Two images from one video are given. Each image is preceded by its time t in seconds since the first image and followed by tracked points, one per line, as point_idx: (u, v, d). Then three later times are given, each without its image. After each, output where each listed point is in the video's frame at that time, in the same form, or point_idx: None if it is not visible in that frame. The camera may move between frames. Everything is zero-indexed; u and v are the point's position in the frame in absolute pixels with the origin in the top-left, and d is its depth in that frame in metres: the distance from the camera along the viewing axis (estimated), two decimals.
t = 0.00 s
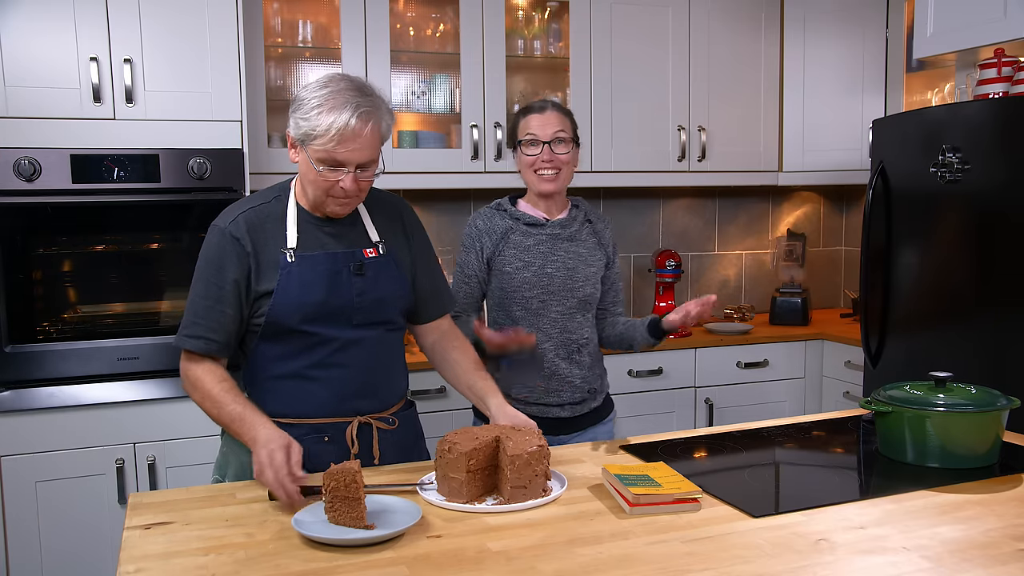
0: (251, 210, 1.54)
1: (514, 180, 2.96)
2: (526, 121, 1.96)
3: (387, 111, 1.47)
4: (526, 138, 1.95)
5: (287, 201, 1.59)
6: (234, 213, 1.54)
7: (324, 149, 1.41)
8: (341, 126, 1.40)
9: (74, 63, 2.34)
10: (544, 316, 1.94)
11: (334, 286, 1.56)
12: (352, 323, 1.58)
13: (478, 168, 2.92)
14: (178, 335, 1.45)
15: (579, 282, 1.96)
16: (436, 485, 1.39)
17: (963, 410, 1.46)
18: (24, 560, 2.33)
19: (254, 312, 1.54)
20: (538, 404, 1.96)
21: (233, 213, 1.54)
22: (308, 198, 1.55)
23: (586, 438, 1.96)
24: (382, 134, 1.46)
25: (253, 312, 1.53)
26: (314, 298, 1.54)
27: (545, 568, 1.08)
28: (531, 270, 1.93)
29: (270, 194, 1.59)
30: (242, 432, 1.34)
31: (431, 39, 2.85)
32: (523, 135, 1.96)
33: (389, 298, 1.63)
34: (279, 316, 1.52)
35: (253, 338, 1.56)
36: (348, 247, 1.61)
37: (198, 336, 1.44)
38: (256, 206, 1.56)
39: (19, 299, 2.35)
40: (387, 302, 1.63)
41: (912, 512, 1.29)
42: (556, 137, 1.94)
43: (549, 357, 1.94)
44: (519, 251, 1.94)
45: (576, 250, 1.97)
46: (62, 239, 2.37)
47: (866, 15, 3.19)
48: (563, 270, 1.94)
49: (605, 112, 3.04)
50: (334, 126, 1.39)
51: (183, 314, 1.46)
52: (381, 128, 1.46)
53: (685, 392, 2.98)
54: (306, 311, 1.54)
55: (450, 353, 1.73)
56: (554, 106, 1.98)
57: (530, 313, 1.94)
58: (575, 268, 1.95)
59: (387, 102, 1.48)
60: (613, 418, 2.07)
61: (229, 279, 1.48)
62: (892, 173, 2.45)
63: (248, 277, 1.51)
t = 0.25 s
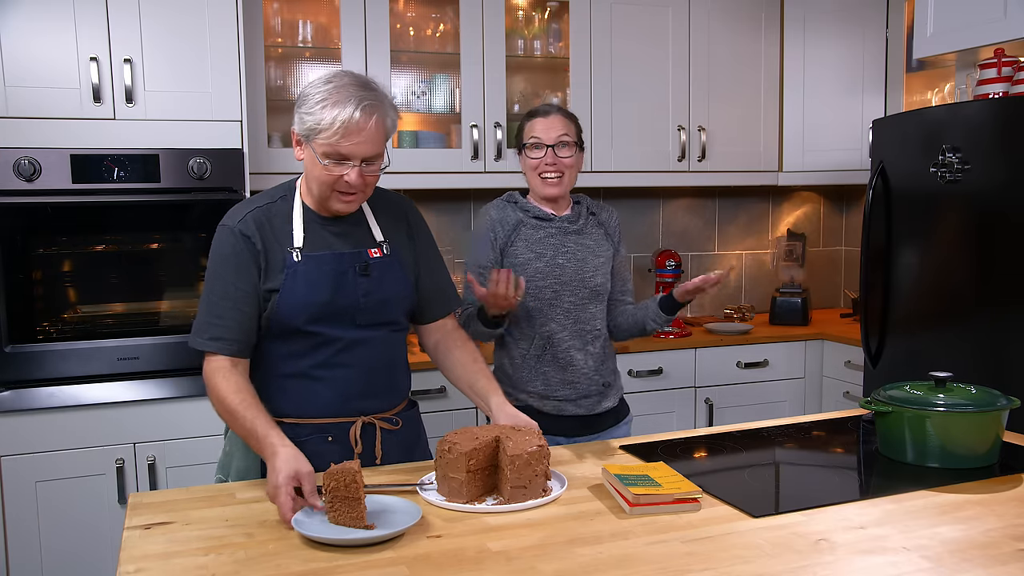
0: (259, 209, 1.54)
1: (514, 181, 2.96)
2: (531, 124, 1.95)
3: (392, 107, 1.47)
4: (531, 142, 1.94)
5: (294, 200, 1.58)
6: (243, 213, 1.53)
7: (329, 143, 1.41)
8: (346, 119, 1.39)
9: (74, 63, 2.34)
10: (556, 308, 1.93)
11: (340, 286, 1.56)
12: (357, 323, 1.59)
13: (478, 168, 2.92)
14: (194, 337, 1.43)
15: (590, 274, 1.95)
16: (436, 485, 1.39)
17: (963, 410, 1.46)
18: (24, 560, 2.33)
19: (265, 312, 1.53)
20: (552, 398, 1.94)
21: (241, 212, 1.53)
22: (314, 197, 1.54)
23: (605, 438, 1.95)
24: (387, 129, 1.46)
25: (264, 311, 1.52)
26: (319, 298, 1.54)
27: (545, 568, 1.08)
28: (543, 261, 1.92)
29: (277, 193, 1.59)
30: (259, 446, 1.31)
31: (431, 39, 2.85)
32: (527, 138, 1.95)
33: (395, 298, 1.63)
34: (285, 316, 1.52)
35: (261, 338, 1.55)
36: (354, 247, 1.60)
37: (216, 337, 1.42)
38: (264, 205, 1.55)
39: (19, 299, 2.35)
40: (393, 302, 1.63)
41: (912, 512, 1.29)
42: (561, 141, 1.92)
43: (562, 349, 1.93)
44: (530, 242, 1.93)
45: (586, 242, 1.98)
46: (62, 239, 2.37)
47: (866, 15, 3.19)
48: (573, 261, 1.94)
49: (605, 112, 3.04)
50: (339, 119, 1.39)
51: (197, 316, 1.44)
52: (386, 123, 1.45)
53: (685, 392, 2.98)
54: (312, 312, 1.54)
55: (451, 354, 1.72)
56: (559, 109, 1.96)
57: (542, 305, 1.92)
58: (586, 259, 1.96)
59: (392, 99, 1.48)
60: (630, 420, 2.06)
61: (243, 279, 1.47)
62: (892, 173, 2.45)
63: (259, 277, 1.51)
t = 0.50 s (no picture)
0: (264, 211, 1.53)
1: (513, 181, 2.96)
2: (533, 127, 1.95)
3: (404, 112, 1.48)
4: (532, 145, 1.94)
5: (299, 200, 1.58)
6: (248, 214, 1.52)
7: (343, 144, 1.41)
8: (362, 120, 1.40)
9: (74, 63, 2.34)
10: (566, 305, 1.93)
11: (348, 286, 1.56)
12: (364, 323, 1.59)
13: (478, 168, 2.92)
14: (197, 339, 1.43)
15: (597, 270, 1.96)
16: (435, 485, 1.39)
17: (963, 410, 1.46)
18: (24, 560, 2.33)
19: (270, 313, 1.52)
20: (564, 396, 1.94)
21: (246, 213, 1.52)
22: (321, 197, 1.53)
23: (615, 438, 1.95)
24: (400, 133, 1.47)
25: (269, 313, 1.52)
26: (327, 299, 1.54)
27: (545, 568, 1.08)
28: (553, 258, 1.92)
29: (282, 194, 1.58)
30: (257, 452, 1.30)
31: (431, 39, 2.85)
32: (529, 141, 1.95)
33: (400, 298, 1.64)
34: (292, 316, 1.52)
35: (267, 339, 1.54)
36: (359, 247, 1.61)
37: (218, 340, 1.42)
38: (269, 206, 1.54)
39: (19, 299, 2.35)
40: (398, 302, 1.63)
41: (912, 512, 1.29)
42: (562, 145, 1.92)
43: (573, 346, 1.93)
44: (539, 239, 1.92)
45: (591, 238, 1.99)
46: (62, 239, 2.37)
47: (866, 15, 3.19)
48: (580, 258, 1.95)
49: (605, 112, 3.04)
50: (355, 121, 1.40)
51: (201, 318, 1.44)
52: (399, 127, 1.46)
53: (685, 392, 2.98)
54: (320, 312, 1.53)
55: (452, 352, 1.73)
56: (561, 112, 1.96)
57: (553, 302, 1.92)
58: (592, 254, 1.97)
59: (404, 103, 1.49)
60: (638, 419, 2.06)
61: (247, 280, 1.46)
62: (892, 173, 2.45)
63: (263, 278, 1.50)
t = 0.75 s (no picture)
0: (268, 212, 1.53)
1: (513, 181, 2.96)
2: (533, 129, 1.95)
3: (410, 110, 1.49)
4: (532, 147, 1.94)
5: (303, 202, 1.58)
6: (251, 215, 1.52)
7: (354, 142, 1.41)
8: (373, 117, 1.40)
9: (74, 63, 2.34)
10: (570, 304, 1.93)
11: (351, 287, 1.56)
12: (366, 324, 1.59)
13: (478, 168, 2.92)
14: (197, 340, 1.43)
15: (600, 269, 1.97)
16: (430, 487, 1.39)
17: (963, 410, 1.46)
18: (24, 560, 2.32)
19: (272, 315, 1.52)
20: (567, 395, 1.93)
21: (250, 214, 1.52)
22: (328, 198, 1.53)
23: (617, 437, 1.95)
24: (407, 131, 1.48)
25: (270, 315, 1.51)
26: (330, 299, 1.54)
27: (545, 568, 1.08)
28: (558, 257, 1.92)
29: (285, 194, 1.58)
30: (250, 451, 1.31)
31: (431, 39, 2.85)
32: (529, 143, 1.95)
33: (403, 298, 1.64)
34: (296, 317, 1.51)
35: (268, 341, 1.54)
36: (362, 247, 1.61)
37: (218, 341, 1.42)
38: (273, 207, 1.54)
39: (19, 299, 2.35)
40: (401, 302, 1.63)
41: (912, 512, 1.29)
42: (562, 147, 1.92)
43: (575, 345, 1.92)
44: (545, 237, 1.92)
45: (594, 237, 2.00)
46: (62, 239, 2.37)
47: (866, 15, 3.19)
48: (584, 257, 1.95)
49: (605, 111, 3.04)
50: (367, 119, 1.40)
51: (202, 319, 1.44)
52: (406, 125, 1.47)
53: (685, 392, 2.98)
54: (323, 312, 1.53)
55: (452, 353, 1.73)
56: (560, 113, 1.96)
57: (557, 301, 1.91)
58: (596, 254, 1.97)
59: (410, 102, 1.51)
60: (639, 419, 2.06)
61: (248, 282, 1.46)
62: (892, 173, 2.45)
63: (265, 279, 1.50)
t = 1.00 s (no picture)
0: (270, 208, 1.53)
1: (513, 181, 2.96)
2: (535, 129, 1.95)
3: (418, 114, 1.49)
4: (535, 147, 1.94)
5: (305, 199, 1.58)
6: (253, 211, 1.53)
7: (363, 144, 1.41)
8: (383, 121, 1.40)
9: (74, 64, 2.34)
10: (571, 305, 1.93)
11: (350, 285, 1.56)
12: (366, 323, 1.59)
13: (478, 168, 2.92)
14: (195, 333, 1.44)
15: (601, 271, 1.97)
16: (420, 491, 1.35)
17: (963, 410, 1.46)
18: (24, 560, 2.32)
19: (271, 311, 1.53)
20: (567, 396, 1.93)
21: (252, 210, 1.53)
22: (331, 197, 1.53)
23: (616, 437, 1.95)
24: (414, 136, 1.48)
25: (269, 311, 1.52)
26: (330, 297, 1.54)
27: (545, 568, 1.08)
28: (559, 258, 1.92)
29: (288, 191, 1.58)
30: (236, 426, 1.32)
31: (431, 38, 2.85)
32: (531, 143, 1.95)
33: (403, 298, 1.63)
34: (295, 315, 1.52)
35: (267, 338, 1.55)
36: (363, 246, 1.61)
37: (213, 336, 1.43)
38: (275, 204, 1.55)
39: (19, 299, 2.35)
40: (401, 302, 1.63)
41: (912, 512, 1.28)
42: (565, 147, 1.92)
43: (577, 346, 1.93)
44: (546, 239, 1.92)
45: (595, 239, 2.00)
46: (62, 239, 2.37)
47: (866, 15, 3.19)
48: (586, 258, 1.95)
49: (605, 111, 3.04)
50: (377, 122, 1.40)
51: (200, 312, 1.45)
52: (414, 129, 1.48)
53: (685, 392, 2.98)
54: (322, 311, 1.53)
55: (453, 355, 1.73)
56: (563, 113, 1.96)
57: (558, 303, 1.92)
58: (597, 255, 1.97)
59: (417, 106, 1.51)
60: (635, 418, 2.06)
61: (246, 278, 1.47)
62: (892, 173, 2.45)
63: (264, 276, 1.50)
